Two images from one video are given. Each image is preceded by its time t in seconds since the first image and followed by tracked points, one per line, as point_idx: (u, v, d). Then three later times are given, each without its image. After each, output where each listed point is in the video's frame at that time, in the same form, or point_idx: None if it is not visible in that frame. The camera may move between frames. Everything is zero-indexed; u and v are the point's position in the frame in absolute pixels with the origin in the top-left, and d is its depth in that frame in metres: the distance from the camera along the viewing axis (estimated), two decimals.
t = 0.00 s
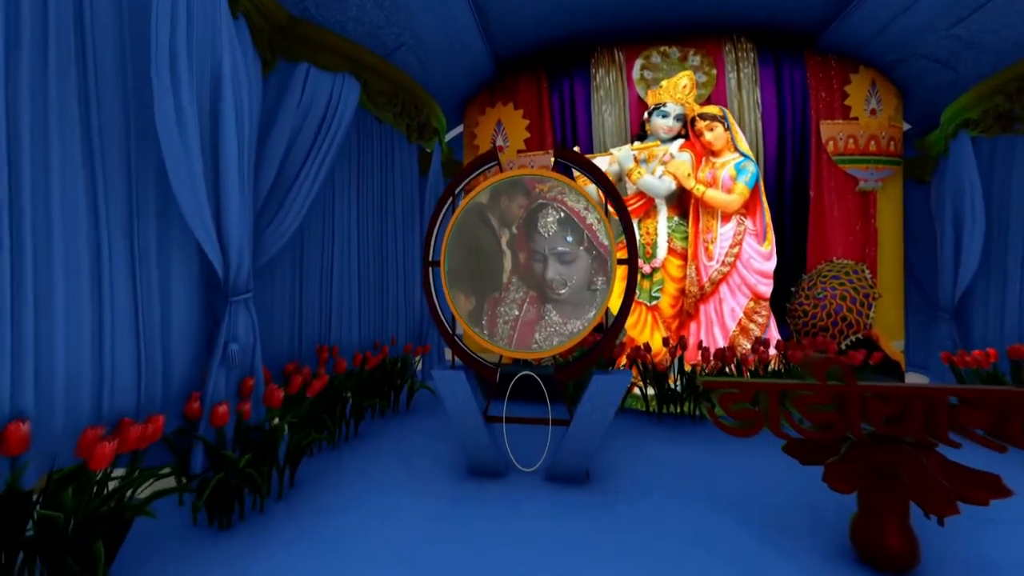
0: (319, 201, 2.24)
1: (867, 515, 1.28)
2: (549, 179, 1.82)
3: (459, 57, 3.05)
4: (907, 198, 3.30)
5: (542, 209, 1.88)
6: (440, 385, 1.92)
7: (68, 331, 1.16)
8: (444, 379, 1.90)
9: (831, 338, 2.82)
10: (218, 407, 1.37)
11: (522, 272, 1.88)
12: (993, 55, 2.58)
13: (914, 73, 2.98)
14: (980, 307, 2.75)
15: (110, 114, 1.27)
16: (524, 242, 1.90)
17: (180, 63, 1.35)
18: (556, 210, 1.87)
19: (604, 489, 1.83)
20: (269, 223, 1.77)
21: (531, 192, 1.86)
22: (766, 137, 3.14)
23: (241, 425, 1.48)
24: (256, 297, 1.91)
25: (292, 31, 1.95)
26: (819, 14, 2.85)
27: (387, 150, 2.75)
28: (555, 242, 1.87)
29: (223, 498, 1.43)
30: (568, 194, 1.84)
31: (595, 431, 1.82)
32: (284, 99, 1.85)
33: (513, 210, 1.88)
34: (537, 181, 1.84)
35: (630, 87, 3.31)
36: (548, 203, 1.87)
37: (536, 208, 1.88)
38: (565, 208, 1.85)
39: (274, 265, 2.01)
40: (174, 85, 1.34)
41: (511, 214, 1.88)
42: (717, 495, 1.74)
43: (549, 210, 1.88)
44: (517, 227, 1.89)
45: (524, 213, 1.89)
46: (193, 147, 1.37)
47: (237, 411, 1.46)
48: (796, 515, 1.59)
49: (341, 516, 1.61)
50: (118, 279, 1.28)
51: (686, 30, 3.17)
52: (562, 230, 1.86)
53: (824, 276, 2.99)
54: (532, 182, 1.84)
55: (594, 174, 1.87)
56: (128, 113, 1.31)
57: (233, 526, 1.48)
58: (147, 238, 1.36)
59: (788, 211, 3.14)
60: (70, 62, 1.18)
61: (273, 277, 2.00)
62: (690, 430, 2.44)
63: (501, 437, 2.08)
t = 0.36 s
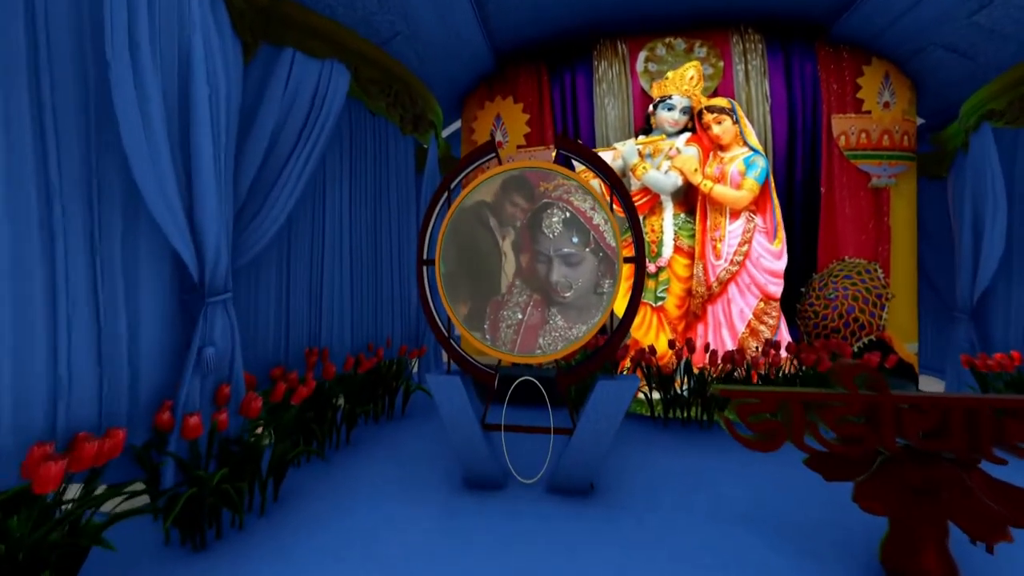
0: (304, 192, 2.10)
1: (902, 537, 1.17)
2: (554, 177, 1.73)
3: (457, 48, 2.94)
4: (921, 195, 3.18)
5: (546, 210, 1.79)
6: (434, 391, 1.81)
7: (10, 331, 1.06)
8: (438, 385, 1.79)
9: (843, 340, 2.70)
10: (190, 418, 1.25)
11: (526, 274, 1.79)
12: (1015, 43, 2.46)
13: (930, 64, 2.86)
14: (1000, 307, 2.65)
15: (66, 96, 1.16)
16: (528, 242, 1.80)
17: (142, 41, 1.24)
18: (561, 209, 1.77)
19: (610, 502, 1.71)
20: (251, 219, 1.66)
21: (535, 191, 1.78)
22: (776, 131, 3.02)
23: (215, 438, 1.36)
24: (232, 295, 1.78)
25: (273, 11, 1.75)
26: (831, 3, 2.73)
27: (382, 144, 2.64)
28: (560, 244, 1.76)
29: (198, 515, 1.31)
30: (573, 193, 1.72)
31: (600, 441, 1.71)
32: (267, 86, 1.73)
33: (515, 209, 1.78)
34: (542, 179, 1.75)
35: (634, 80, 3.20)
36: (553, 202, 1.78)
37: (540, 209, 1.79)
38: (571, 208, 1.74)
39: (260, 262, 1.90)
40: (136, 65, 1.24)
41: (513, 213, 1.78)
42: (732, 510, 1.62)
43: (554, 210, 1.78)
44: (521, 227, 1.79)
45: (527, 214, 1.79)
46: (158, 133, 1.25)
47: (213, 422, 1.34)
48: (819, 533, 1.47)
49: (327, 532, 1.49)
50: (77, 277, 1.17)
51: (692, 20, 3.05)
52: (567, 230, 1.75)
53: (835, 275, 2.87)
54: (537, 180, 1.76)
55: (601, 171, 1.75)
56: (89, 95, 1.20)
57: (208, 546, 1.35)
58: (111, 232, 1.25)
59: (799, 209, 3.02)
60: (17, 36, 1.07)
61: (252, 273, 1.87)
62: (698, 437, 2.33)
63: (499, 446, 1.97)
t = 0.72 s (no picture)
0: (291, 185, 1.99)
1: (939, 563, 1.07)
2: (557, 176, 1.62)
3: (454, 39, 2.85)
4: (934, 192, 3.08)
5: (549, 210, 1.65)
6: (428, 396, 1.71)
7: None
8: (433, 391, 1.69)
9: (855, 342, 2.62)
10: (164, 428, 1.14)
11: (527, 278, 1.65)
12: None
13: (945, 56, 2.76)
14: (1019, 310, 2.55)
15: (17, 78, 1.07)
16: (529, 245, 1.66)
17: (101, 19, 1.14)
18: (565, 211, 1.63)
19: (616, 515, 1.61)
20: (232, 215, 1.56)
21: (537, 191, 1.65)
22: (785, 126, 2.92)
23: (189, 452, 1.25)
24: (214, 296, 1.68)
25: None
26: None
27: (375, 139, 2.54)
28: (564, 246, 1.63)
29: (171, 532, 1.21)
30: (577, 194, 1.61)
31: (604, 450, 1.61)
32: (250, 74, 1.62)
33: (516, 209, 1.66)
34: (544, 178, 1.64)
35: (637, 73, 3.10)
36: (555, 204, 1.64)
37: (542, 210, 1.66)
38: (574, 210, 1.62)
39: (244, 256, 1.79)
40: (96, 44, 1.13)
41: (514, 214, 1.66)
42: (746, 525, 1.53)
43: (557, 211, 1.64)
44: (521, 228, 1.66)
45: (528, 214, 1.66)
46: (122, 120, 1.15)
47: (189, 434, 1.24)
48: (841, 551, 1.37)
49: (315, 547, 1.39)
50: (32, 276, 1.07)
51: (697, 11, 2.95)
52: (571, 232, 1.62)
53: (846, 275, 2.78)
54: (539, 179, 1.65)
55: (605, 169, 1.66)
56: (46, 79, 1.10)
57: (183, 566, 1.25)
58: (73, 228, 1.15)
59: (808, 206, 2.92)
60: None
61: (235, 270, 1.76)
62: (706, 444, 2.23)
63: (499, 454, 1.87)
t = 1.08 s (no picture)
0: (278, 177, 1.88)
1: None
2: (559, 166, 1.53)
3: (452, 30, 2.75)
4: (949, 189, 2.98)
5: (551, 203, 1.55)
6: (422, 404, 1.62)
7: None
8: (428, 397, 1.60)
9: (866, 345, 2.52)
10: (127, 443, 1.06)
11: (527, 276, 1.55)
12: None
13: (960, 47, 2.66)
14: None
15: None
16: (529, 241, 1.55)
17: None
18: (568, 203, 1.54)
19: (622, 530, 1.52)
20: (212, 209, 1.47)
21: (538, 183, 1.56)
22: (794, 120, 2.83)
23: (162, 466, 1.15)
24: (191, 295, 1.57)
25: None
26: None
27: (369, 133, 2.44)
28: (567, 242, 1.53)
29: (141, 553, 1.10)
30: (581, 185, 1.53)
31: (610, 460, 1.51)
32: (231, 60, 1.52)
33: (515, 203, 1.56)
34: (546, 170, 1.55)
35: (641, 67, 3.00)
36: (558, 195, 1.55)
37: (543, 202, 1.55)
38: (579, 203, 1.53)
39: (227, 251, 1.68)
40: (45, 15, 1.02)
41: (513, 207, 1.57)
42: (763, 542, 1.43)
43: (559, 203, 1.55)
44: (521, 223, 1.56)
45: (528, 208, 1.56)
46: (80, 102, 1.05)
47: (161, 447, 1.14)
48: (868, 571, 1.27)
49: (302, 565, 1.30)
50: None
51: (703, 2, 2.85)
52: (574, 227, 1.53)
53: (857, 275, 2.68)
54: (540, 171, 1.55)
55: (610, 161, 1.57)
56: None
57: None
58: (28, 219, 1.05)
59: (818, 204, 2.82)
60: None
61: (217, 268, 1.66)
62: (714, 451, 2.14)
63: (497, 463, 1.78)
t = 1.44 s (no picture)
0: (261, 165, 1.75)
1: None
2: (558, 156, 1.42)
3: (449, 19, 2.64)
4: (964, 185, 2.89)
5: (550, 194, 1.46)
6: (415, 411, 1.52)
7: None
8: (422, 403, 1.50)
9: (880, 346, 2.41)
10: (86, 458, 0.95)
11: (524, 273, 1.46)
12: None
13: (977, 37, 2.56)
14: None
15: None
16: (527, 235, 1.47)
17: None
18: (568, 194, 1.45)
19: (629, 546, 1.42)
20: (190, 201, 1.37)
21: (536, 173, 1.46)
22: (804, 114, 2.73)
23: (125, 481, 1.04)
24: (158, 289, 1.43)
25: None
26: None
27: (362, 126, 2.34)
28: (567, 236, 1.44)
29: None
30: (582, 174, 1.42)
31: (616, 471, 1.42)
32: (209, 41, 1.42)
33: (511, 196, 1.47)
34: (544, 159, 1.44)
35: (645, 59, 2.89)
36: (557, 186, 1.44)
37: (542, 193, 1.46)
38: (580, 193, 1.43)
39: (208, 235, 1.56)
40: None
41: (511, 199, 1.47)
42: (780, 560, 1.32)
43: (558, 194, 1.45)
44: (518, 216, 1.48)
45: (526, 201, 1.48)
46: (23, 81, 0.95)
47: (125, 462, 1.04)
48: None
49: None
50: None
51: None
52: (575, 220, 1.44)
53: (869, 274, 2.59)
54: (538, 161, 1.44)
55: (614, 150, 1.47)
56: None
57: None
58: None
59: (829, 200, 2.72)
60: None
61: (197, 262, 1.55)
62: (723, 458, 2.05)
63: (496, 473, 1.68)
